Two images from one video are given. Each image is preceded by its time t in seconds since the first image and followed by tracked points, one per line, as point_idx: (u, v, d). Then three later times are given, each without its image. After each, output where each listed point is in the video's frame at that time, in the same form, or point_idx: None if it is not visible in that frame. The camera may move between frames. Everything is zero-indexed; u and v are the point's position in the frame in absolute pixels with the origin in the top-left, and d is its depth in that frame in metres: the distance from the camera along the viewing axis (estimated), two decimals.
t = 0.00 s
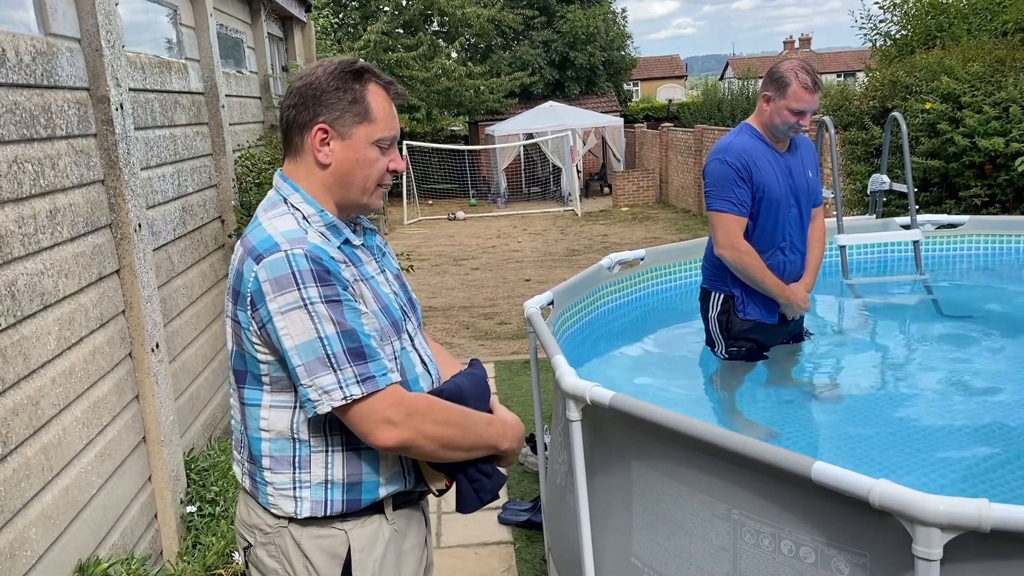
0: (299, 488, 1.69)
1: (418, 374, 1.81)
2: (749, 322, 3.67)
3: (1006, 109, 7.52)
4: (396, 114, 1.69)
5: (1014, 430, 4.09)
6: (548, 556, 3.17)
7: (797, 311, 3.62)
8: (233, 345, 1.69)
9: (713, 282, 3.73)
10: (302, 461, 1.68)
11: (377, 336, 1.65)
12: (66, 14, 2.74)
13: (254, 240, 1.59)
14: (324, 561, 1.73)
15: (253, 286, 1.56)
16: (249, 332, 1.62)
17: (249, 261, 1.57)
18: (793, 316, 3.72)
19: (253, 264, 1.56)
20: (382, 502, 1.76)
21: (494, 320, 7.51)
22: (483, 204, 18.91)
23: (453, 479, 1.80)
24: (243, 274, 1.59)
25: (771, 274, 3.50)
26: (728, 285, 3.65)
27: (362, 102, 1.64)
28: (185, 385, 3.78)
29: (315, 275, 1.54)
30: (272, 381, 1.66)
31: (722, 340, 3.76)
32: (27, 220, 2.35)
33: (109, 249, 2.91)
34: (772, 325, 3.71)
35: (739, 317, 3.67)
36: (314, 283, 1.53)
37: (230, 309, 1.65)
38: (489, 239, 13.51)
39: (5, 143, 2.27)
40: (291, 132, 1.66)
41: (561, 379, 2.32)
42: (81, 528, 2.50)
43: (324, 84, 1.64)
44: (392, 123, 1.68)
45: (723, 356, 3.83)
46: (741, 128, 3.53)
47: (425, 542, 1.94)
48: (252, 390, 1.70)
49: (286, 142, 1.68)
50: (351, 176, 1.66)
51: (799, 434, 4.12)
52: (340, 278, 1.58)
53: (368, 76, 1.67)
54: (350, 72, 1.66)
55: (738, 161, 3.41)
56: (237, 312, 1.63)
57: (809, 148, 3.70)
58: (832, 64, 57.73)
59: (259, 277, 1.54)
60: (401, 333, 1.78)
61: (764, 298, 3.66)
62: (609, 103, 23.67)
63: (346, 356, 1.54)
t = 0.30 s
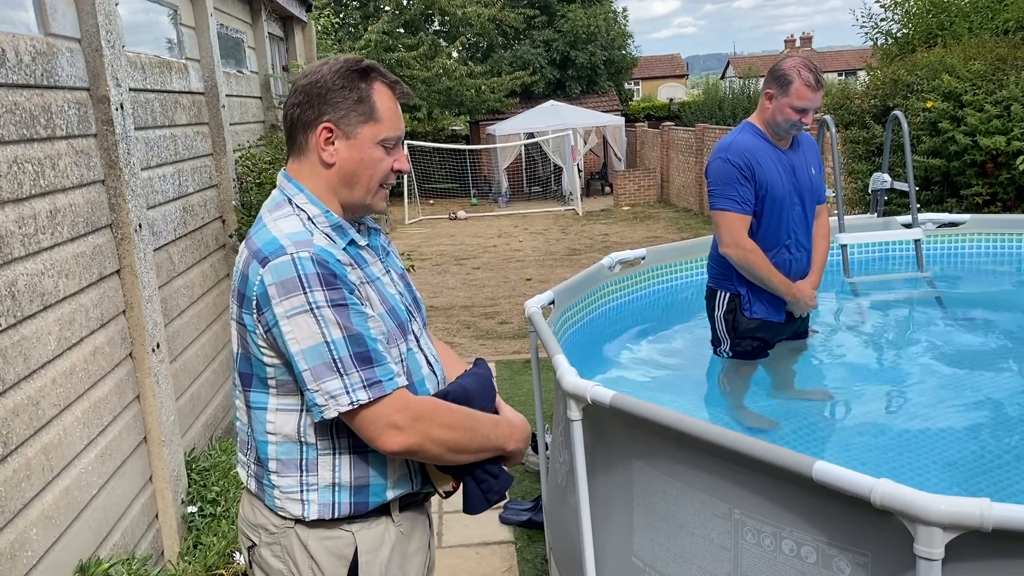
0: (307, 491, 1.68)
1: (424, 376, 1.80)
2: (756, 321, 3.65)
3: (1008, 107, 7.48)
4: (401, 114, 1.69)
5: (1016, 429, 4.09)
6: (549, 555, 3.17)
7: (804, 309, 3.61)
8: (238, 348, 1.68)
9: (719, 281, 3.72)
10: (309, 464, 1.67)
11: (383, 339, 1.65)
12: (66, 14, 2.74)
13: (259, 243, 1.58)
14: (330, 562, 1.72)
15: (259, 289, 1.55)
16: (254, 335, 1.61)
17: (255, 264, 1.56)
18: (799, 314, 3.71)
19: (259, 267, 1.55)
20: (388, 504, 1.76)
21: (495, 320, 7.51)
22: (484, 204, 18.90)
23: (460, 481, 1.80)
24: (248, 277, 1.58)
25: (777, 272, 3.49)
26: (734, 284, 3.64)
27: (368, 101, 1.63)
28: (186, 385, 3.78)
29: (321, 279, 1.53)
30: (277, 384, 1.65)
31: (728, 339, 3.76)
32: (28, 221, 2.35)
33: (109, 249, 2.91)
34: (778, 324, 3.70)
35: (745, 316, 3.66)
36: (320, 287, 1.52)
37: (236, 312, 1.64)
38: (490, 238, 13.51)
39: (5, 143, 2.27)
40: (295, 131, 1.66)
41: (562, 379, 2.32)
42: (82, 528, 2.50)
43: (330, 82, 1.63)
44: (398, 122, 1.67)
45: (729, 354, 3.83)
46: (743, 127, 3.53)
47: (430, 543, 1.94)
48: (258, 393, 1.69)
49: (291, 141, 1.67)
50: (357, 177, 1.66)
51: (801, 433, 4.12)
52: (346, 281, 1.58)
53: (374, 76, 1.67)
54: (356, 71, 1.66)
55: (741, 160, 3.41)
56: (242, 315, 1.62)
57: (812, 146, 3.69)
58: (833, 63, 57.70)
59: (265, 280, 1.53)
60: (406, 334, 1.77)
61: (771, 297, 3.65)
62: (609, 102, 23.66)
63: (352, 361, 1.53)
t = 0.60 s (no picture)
0: (314, 492, 1.67)
1: (426, 375, 1.80)
2: (767, 322, 3.66)
3: (1010, 105, 7.50)
4: (400, 113, 1.69)
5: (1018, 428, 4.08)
6: (549, 554, 3.16)
7: (816, 308, 3.60)
8: (243, 350, 1.67)
9: (729, 282, 3.70)
10: (316, 466, 1.67)
11: (389, 340, 1.65)
12: (66, 13, 2.74)
13: (263, 245, 1.57)
14: (336, 562, 1.72)
15: (265, 292, 1.54)
16: (260, 337, 1.59)
17: (260, 266, 1.55)
18: (812, 314, 3.71)
19: (264, 270, 1.55)
20: (393, 503, 1.76)
21: (496, 319, 7.51)
22: (486, 203, 18.90)
23: (464, 479, 1.81)
24: (253, 280, 1.57)
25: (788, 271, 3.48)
26: (744, 285, 3.63)
27: (368, 101, 1.63)
28: (187, 385, 3.78)
29: (328, 281, 1.52)
30: (283, 387, 1.64)
31: (740, 340, 3.75)
32: (28, 220, 2.35)
33: (109, 249, 2.91)
34: (790, 324, 3.71)
35: (757, 317, 3.66)
36: (328, 289, 1.52)
37: (240, 315, 1.63)
38: (491, 237, 13.50)
39: (5, 143, 2.26)
40: (295, 131, 1.65)
41: (563, 378, 2.32)
42: (83, 528, 2.50)
43: (329, 82, 1.63)
44: (397, 121, 1.67)
45: (740, 356, 3.83)
46: (747, 127, 3.53)
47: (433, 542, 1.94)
48: (263, 396, 1.67)
49: (290, 142, 1.67)
50: (358, 176, 1.66)
51: (804, 432, 4.12)
52: (353, 283, 1.57)
53: (373, 75, 1.66)
54: (355, 70, 1.65)
55: (746, 160, 3.41)
56: (246, 318, 1.61)
57: (817, 145, 3.68)
58: (834, 61, 57.66)
59: (271, 283, 1.52)
60: (409, 334, 1.77)
61: (783, 297, 3.64)
62: (610, 101, 23.65)
63: (361, 363, 1.53)
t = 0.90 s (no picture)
0: (317, 492, 1.68)
1: (425, 373, 1.80)
2: (769, 321, 3.66)
3: (1011, 103, 7.50)
4: (396, 112, 1.69)
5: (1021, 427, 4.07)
6: (551, 553, 3.16)
7: (818, 308, 3.60)
8: (244, 352, 1.67)
9: (731, 281, 3.70)
10: (319, 466, 1.67)
11: (390, 339, 1.65)
12: (66, 13, 2.74)
13: (263, 247, 1.57)
14: (340, 561, 1.72)
15: (267, 294, 1.54)
16: (262, 339, 1.59)
17: (260, 268, 1.55)
18: (813, 313, 3.70)
19: (264, 271, 1.55)
20: (395, 501, 1.76)
21: (497, 318, 7.51)
22: (487, 202, 18.90)
23: (465, 474, 1.81)
24: (253, 282, 1.57)
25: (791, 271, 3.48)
26: (747, 283, 3.62)
27: (364, 101, 1.63)
28: (188, 384, 3.78)
29: (330, 282, 1.52)
30: (285, 388, 1.64)
31: (743, 339, 3.76)
32: (28, 221, 2.35)
33: (110, 249, 2.91)
34: (792, 324, 3.70)
35: (759, 316, 3.66)
36: (330, 290, 1.52)
37: (240, 316, 1.63)
38: (493, 236, 13.50)
39: (5, 143, 2.27)
40: (291, 132, 1.65)
41: (563, 377, 2.32)
42: (84, 528, 2.50)
43: (325, 83, 1.63)
44: (393, 121, 1.67)
45: (743, 355, 3.83)
46: (752, 125, 3.53)
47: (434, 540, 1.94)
48: (265, 397, 1.67)
49: (286, 142, 1.67)
50: (354, 177, 1.66)
51: (807, 431, 4.12)
52: (354, 282, 1.57)
53: (369, 75, 1.66)
54: (351, 71, 1.65)
55: (750, 158, 3.41)
56: (247, 319, 1.61)
57: (821, 145, 3.68)
58: (836, 60, 57.61)
59: (273, 284, 1.52)
60: (408, 333, 1.78)
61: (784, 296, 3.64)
62: (611, 100, 23.63)
63: (365, 362, 1.53)
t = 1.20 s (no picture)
0: (317, 489, 1.68)
1: (427, 369, 1.81)
2: (766, 319, 3.65)
3: (1013, 101, 7.50)
4: (395, 111, 1.69)
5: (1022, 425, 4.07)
6: (552, 551, 3.16)
7: (814, 306, 3.60)
8: (245, 351, 1.67)
9: (728, 279, 3.71)
10: (319, 463, 1.67)
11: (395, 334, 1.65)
12: (67, 13, 2.74)
13: (264, 246, 1.57)
14: (339, 559, 1.72)
15: (270, 291, 1.54)
16: (265, 338, 1.59)
17: (262, 266, 1.55)
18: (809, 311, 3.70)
19: (267, 269, 1.54)
20: (393, 496, 1.76)
21: (498, 317, 7.51)
22: (488, 201, 18.89)
23: (469, 466, 1.81)
24: (255, 281, 1.57)
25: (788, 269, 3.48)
26: (743, 281, 3.63)
27: (363, 100, 1.63)
28: (189, 383, 3.78)
29: (334, 278, 1.52)
30: (288, 386, 1.64)
31: (738, 338, 3.73)
32: (29, 221, 2.35)
33: (111, 248, 2.92)
34: (788, 322, 3.70)
35: (755, 314, 3.66)
36: (335, 285, 1.52)
37: (242, 316, 1.63)
38: (494, 235, 13.49)
39: (6, 143, 2.27)
40: (290, 132, 1.65)
41: (564, 375, 2.32)
42: (86, 527, 2.50)
43: (324, 82, 1.63)
44: (393, 120, 1.67)
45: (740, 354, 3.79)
46: (751, 123, 3.53)
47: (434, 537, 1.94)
48: (267, 396, 1.67)
49: (285, 142, 1.67)
50: (353, 176, 1.66)
51: (808, 430, 4.12)
52: (357, 278, 1.57)
53: (368, 74, 1.66)
54: (350, 70, 1.65)
55: (750, 155, 3.41)
56: (249, 318, 1.61)
57: (820, 144, 3.68)
58: (837, 57, 57.55)
59: (276, 282, 1.52)
60: (409, 330, 1.78)
61: (781, 293, 3.63)
62: (613, 99, 23.61)
63: (376, 352, 1.53)
